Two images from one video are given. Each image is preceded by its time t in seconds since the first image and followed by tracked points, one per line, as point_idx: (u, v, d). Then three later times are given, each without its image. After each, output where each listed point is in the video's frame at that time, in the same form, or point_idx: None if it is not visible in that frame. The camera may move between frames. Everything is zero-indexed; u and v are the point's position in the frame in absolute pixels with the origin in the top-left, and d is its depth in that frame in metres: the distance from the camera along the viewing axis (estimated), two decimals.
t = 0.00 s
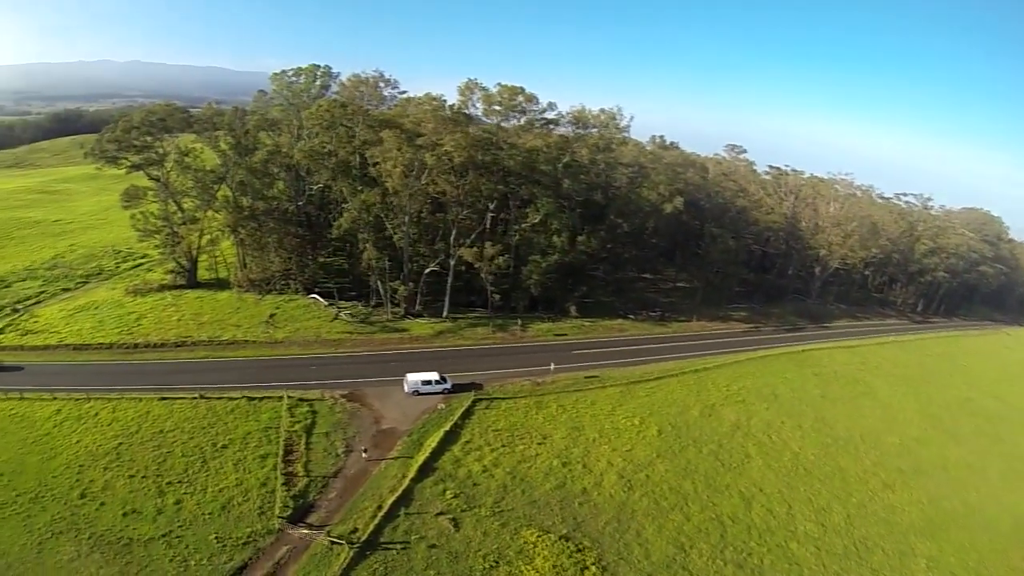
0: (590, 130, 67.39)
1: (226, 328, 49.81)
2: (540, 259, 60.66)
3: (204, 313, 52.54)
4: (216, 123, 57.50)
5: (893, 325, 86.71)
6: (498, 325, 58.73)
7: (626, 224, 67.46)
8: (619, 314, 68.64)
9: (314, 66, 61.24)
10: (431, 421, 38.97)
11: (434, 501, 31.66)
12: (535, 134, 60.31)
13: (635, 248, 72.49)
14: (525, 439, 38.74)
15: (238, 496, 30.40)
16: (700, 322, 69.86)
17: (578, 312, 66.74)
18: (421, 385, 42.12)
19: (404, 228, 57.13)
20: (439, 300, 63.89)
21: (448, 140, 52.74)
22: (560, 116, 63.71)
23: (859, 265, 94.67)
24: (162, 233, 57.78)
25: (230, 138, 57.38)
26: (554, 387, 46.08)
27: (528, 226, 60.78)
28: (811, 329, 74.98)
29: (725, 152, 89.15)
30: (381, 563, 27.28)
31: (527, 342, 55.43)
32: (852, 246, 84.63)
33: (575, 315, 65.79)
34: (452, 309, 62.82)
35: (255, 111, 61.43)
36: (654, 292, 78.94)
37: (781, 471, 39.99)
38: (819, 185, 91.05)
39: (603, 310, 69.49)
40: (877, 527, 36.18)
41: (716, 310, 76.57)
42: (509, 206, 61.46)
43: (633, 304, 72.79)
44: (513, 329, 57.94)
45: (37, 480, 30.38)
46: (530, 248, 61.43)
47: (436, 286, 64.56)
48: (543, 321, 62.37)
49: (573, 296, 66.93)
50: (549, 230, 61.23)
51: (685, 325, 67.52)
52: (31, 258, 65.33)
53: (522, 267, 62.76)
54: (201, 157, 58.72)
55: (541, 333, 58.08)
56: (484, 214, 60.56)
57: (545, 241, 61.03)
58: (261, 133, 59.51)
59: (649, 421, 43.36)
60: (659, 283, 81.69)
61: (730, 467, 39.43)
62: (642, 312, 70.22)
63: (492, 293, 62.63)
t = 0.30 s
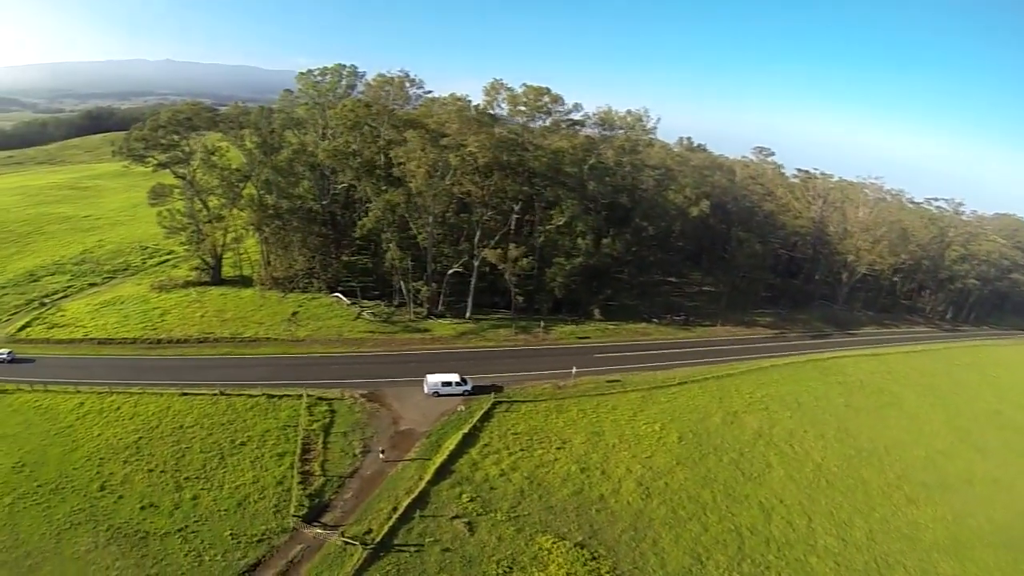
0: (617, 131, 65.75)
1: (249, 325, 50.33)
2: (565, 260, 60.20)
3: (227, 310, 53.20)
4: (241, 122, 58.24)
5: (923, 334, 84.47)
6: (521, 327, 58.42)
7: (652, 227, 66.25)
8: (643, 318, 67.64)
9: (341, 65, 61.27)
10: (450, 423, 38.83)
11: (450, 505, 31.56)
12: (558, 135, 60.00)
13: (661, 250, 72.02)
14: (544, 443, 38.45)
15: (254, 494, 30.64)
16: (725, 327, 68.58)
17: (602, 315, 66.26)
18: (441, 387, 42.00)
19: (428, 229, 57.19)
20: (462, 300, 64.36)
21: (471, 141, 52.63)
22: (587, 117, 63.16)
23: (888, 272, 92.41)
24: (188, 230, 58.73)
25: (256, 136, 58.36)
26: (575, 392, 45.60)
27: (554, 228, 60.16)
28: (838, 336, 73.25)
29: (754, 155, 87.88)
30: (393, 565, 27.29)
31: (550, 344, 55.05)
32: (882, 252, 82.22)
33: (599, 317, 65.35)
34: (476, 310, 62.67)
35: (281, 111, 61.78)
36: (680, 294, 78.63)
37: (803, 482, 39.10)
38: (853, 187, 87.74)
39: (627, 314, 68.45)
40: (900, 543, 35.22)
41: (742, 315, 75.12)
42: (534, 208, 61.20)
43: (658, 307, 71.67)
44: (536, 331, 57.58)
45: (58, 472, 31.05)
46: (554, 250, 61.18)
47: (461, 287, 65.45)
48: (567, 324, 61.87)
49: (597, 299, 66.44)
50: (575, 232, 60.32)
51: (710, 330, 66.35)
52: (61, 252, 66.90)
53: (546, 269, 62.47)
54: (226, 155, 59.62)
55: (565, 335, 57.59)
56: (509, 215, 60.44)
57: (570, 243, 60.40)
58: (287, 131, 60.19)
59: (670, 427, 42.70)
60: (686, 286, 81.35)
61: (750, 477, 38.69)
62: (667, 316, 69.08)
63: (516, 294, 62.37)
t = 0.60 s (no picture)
0: (642, 135, 66.59)
1: (272, 325, 50.82)
2: (589, 265, 59.51)
3: (250, 309, 53.86)
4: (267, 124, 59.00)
5: (953, 344, 82.23)
6: (544, 331, 58.10)
7: (677, 233, 65.62)
8: (667, 324, 66.56)
9: (365, 67, 61.97)
10: (470, 428, 38.71)
11: (466, 511, 31.46)
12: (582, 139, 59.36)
13: (687, 257, 70.99)
14: (564, 450, 38.16)
15: (271, 494, 30.91)
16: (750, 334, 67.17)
17: (626, 321, 65.32)
18: (462, 391, 41.90)
19: (452, 232, 57.22)
20: (486, 304, 64.28)
21: (495, 144, 52.41)
22: (612, 120, 63.39)
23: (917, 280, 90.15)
24: (213, 230, 59.66)
25: (281, 138, 59.04)
26: (597, 398, 45.10)
27: (578, 232, 59.72)
28: (865, 345, 71.50)
29: (780, 158, 85.88)
30: (407, 570, 27.28)
31: (574, 349, 54.72)
32: (911, 259, 78.22)
33: (623, 323, 64.53)
34: (499, 314, 62.62)
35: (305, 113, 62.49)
36: (704, 301, 75.86)
37: (825, 495, 38.22)
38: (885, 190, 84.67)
39: (653, 321, 67.20)
40: (924, 561, 34.27)
41: (768, 322, 73.43)
42: (559, 211, 60.30)
43: (683, 313, 70.44)
44: (559, 336, 57.22)
45: (80, 467, 31.73)
46: (579, 254, 60.74)
47: (485, 290, 65.25)
48: (591, 329, 61.34)
49: (621, 304, 65.51)
50: (600, 237, 60.00)
51: (735, 338, 64.99)
52: (90, 250, 68.40)
53: (571, 274, 62.11)
54: (251, 156, 60.48)
55: (589, 341, 57.12)
56: (533, 218, 60.21)
57: (594, 248, 59.69)
58: (312, 133, 60.74)
59: (691, 435, 42.08)
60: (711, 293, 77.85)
61: (771, 489, 37.95)
62: (691, 323, 68.07)
63: (539, 299, 62.08)
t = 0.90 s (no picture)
0: (668, 138, 65.86)
1: (294, 325, 51.21)
2: (613, 270, 58.51)
3: (273, 309, 54.43)
4: (292, 124, 59.60)
5: (986, 356, 79.64)
6: (566, 336, 57.60)
7: (703, 238, 64.40)
8: (691, 331, 65.16)
9: (389, 69, 61.88)
10: (488, 433, 38.51)
11: (481, 516, 31.28)
12: (607, 142, 58.33)
13: (710, 261, 70.12)
14: (583, 457, 37.73)
15: (286, 494, 31.07)
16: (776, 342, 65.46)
17: (649, 327, 64.06)
18: (481, 395, 41.65)
19: (476, 234, 57.12)
20: (509, 307, 64.03)
21: (518, 147, 51.99)
22: (637, 123, 62.78)
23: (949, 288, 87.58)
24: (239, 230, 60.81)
25: (306, 139, 59.47)
26: (618, 405, 44.48)
27: (602, 236, 59.06)
28: (893, 354, 69.50)
29: (809, 162, 84.06)
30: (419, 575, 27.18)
31: (596, 354, 54.05)
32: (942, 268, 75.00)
33: (645, 329, 63.32)
34: (522, 318, 62.25)
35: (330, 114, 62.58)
36: (730, 307, 75.09)
37: (848, 510, 37.21)
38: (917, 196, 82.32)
39: (678, 327, 65.78)
40: None
41: (794, 330, 71.08)
42: (583, 215, 60.31)
43: (708, 320, 69.06)
44: (582, 341, 56.69)
45: (100, 461, 32.32)
46: (602, 258, 60.34)
47: (507, 292, 64.94)
48: (614, 334, 60.59)
49: (644, 309, 64.33)
50: (624, 241, 58.89)
51: (760, 346, 62.95)
52: (118, 247, 69.89)
53: (594, 278, 61.56)
54: (275, 156, 61.15)
55: (612, 346, 56.44)
56: (558, 222, 59.74)
57: (618, 253, 58.96)
58: (336, 133, 61.10)
59: (711, 445, 41.32)
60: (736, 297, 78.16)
61: (792, 502, 37.06)
62: (716, 329, 66.58)
63: (562, 303, 61.46)
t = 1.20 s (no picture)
0: (694, 142, 64.84)
1: (316, 326, 51.59)
2: (637, 275, 56.97)
3: (296, 309, 54.99)
4: (317, 125, 60.17)
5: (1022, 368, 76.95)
6: (590, 341, 57.14)
7: (729, 244, 61.92)
8: (715, 338, 64.02)
9: (415, 71, 62.78)
10: (507, 438, 38.36)
11: (497, 522, 31.11)
12: (631, 145, 58.24)
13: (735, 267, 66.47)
14: (602, 464, 37.32)
15: (302, 495, 31.26)
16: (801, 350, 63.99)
17: (673, 333, 63.05)
18: (502, 400, 41.48)
19: (500, 237, 56.96)
20: (532, 310, 63.98)
21: (543, 149, 51.70)
22: (663, 127, 62.21)
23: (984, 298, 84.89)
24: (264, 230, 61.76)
25: (331, 141, 60.20)
26: (639, 412, 43.93)
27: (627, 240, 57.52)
28: (922, 365, 67.40)
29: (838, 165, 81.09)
30: None
31: (618, 360, 53.33)
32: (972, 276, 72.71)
33: (670, 335, 62.38)
34: (545, 322, 62.02)
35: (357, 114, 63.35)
36: (754, 315, 71.86)
37: (870, 526, 36.28)
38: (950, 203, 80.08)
39: (702, 333, 65.14)
40: None
41: (821, 338, 69.75)
42: (609, 218, 58.97)
43: (733, 326, 67.93)
44: (605, 346, 56.17)
45: (121, 456, 32.99)
46: (627, 263, 58.71)
47: (531, 295, 64.72)
48: (637, 340, 59.75)
49: (669, 314, 63.27)
50: (648, 246, 57.51)
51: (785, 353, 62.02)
52: (146, 244, 71.39)
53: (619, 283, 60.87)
54: (300, 157, 61.80)
55: (634, 351, 55.86)
56: (583, 226, 59.21)
57: (642, 257, 57.58)
58: (362, 134, 61.46)
59: (733, 455, 40.58)
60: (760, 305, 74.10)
61: (813, 516, 36.22)
62: (740, 336, 65.34)
63: (587, 308, 60.86)
